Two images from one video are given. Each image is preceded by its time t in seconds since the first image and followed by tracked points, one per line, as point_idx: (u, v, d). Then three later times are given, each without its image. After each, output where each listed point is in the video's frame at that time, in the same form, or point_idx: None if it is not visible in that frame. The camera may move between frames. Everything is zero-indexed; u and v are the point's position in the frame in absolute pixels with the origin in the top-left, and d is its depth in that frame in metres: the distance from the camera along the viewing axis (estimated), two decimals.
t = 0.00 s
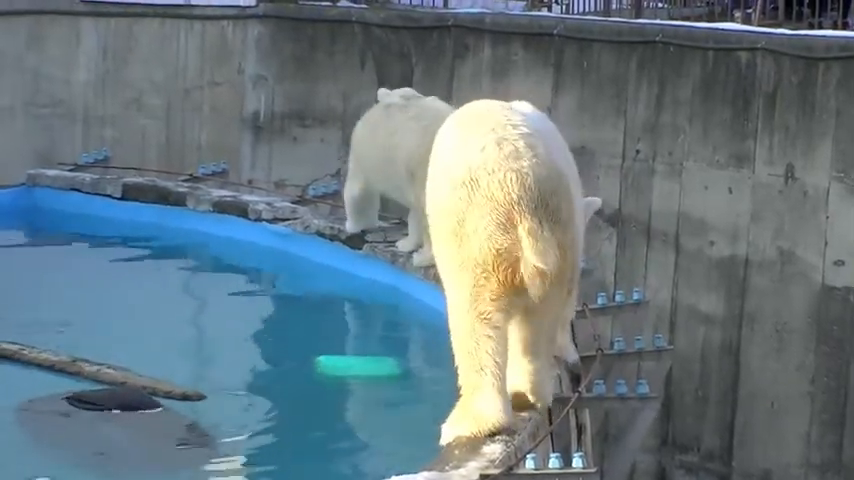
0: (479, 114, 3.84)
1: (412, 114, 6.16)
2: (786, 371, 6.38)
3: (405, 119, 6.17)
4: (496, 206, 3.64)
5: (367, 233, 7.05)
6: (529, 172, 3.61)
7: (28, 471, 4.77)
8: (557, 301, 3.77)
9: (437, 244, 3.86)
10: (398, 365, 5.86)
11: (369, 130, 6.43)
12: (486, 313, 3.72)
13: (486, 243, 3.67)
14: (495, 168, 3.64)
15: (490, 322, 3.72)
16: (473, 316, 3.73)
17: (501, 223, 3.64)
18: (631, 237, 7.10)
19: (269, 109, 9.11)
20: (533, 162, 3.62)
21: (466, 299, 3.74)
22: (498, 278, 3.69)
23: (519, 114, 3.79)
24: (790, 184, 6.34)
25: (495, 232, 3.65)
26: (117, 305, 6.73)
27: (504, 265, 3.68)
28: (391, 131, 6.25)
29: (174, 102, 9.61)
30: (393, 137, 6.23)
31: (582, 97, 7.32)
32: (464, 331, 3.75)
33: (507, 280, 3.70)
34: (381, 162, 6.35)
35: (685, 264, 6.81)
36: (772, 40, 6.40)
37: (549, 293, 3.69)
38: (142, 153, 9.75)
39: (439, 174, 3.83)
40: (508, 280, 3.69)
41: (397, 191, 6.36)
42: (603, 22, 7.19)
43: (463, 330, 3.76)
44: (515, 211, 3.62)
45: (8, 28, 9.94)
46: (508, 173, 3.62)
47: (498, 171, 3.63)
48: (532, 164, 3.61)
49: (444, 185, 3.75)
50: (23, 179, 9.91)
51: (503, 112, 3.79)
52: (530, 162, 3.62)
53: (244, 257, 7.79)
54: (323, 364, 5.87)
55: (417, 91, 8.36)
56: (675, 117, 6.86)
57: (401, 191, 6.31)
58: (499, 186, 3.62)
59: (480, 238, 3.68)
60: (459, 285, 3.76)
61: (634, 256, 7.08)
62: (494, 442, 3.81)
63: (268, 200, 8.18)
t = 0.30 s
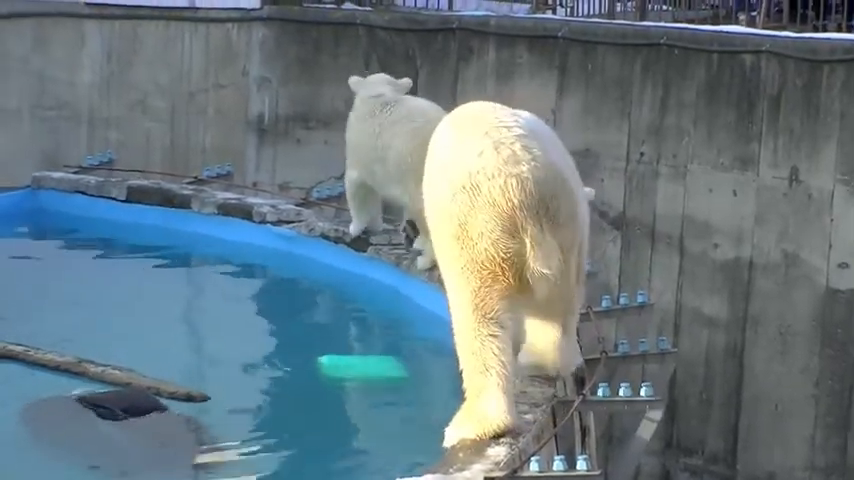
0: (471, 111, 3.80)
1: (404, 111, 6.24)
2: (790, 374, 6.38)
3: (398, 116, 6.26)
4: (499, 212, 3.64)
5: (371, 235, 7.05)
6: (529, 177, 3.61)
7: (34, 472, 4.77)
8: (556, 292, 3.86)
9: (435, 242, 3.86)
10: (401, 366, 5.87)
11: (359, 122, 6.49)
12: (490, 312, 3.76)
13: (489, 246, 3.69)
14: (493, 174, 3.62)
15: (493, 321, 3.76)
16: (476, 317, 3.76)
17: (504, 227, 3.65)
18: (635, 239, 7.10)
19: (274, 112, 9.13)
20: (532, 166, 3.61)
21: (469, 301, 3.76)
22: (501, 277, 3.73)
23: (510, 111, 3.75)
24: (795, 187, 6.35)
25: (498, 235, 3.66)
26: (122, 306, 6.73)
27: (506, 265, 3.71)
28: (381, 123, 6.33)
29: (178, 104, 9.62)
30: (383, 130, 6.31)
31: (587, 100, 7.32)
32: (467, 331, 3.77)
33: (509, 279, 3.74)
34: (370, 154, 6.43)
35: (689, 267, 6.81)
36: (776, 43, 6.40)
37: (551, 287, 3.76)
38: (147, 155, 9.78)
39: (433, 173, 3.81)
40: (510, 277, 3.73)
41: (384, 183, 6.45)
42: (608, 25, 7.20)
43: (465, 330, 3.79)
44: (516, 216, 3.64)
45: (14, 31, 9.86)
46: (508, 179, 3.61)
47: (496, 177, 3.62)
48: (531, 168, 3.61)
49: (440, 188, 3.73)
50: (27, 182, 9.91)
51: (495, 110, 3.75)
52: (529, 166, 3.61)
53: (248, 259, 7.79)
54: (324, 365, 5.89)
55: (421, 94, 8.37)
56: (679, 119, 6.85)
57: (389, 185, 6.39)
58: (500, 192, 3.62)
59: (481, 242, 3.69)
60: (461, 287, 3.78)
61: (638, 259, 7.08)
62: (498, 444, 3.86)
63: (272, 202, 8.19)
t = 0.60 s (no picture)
0: (475, 117, 3.82)
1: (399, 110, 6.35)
2: (794, 376, 6.38)
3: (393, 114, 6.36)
4: (499, 215, 3.64)
5: (374, 238, 7.05)
6: (530, 180, 3.60)
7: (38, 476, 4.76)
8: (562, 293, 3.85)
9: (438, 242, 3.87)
10: (404, 368, 5.87)
11: (357, 126, 6.61)
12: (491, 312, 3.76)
13: (491, 248, 3.69)
14: (494, 176, 3.62)
15: (493, 322, 3.76)
16: (478, 317, 3.76)
17: (506, 229, 3.66)
18: (639, 242, 7.10)
19: (278, 114, 9.12)
20: (532, 169, 3.61)
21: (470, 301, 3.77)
22: (503, 278, 3.73)
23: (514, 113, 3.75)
24: (798, 189, 6.34)
25: (499, 237, 3.67)
26: (125, 308, 6.73)
27: (508, 266, 3.71)
28: (379, 124, 6.43)
29: (182, 107, 9.63)
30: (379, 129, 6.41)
31: (590, 102, 7.32)
32: (469, 332, 3.78)
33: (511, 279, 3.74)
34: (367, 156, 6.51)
35: (693, 270, 6.81)
36: (781, 45, 6.40)
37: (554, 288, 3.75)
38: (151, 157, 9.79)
39: (440, 174, 3.83)
40: (512, 278, 3.74)
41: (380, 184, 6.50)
42: (611, 27, 7.20)
43: (466, 330, 3.79)
44: (517, 218, 3.64)
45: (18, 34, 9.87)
46: (509, 182, 3.61)
47: (496, 179, 3.62)
48: (531, 169, 3.61)
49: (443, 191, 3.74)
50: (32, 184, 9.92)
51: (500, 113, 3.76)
52: (529, 167, 3.60)
53: (251, 262, 7.80)
54: (325, 366, 5.90)
55: (425, 97, 8.37)
56: (683, 122, 6.85)
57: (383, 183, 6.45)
58: (501, 195, 3.62)
59: (483, 242, 3.69)
60: (463, 287, 3.78)
61: (642, 262, 7.08)
62: (501, 447, 3.90)
63: (275, 205, 8.18)
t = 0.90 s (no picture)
0: (483, 126, 3.95)
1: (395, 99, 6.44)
2: (799, 379, 6.37)
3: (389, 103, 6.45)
4: (508, 221, 3.78)
5: (377, 240, 7.09)
6: (538, 189, 3.77)
7: None
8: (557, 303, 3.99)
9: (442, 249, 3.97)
10: (407, 371, 5.88)
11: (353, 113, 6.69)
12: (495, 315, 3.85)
13: (497, 252, 3.81)
14: (504, 183, 3.77)
15: (497, 323, 3.84)
16: (480, 319, 3.84)
17: (513, 236, 3.79)
18: (644, 245, 7.09)
19: (282, 117, 9.13)
20: (541, 179, 3.78)
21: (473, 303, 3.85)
22: (508, 282, 3.84)
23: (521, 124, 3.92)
24: (803, 192, 6.34)
25: (506, 242, 3.79)
26: (129, 312, 6.73)
27: (514, 271, 3.83)
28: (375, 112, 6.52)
29: (187, 109, 9.64)
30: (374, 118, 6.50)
31: (595, 106, 7.32)
32: (471, 334, 3.85)
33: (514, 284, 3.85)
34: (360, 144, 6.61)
35: (697, 273, 6.81)
36: (785, 49, 6.40)
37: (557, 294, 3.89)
38: (155, 159, 9.79)
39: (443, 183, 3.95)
40: (517, 283, 3.85)
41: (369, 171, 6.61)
42: (616, 30, 7.20)
43: (468, 333, 3.87)
44: (525, 224, 3.79)
45: (23, 37, 9.84)
46: (518, 189, 3.76)
47: (507, 185, 3.77)
48: (542, 177, 3.78)
49: (452, 197, 3.86)
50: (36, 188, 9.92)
51: (508, 121, 3.92)
52: (540, 175, 3.77)
53: (255, 265, 7.80)
54: (328, 369, 5.90)
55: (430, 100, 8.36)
56: (688, 125, 6.85)
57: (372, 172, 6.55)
58: (509, 202, 3.76)
59: (490, 247, 3.81)
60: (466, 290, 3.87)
61: (647, 265, 7.08)
62: (505, 450, 3.91)
63: (280, 208, 8.18)
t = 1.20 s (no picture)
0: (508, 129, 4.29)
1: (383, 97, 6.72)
2: (800, 382, 6.41)
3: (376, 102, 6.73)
4: (514, 210, 4.09)
5: (380, 243, 7.02)
6: (544, 180, 4.06)
7: None
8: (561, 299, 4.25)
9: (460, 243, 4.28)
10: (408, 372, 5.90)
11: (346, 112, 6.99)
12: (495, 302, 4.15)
13: (502, 241, 4.11)
14: (513, 174, 4.09)
15: (495, 308, 4.12)
16: (482, 305, 4.13)
17: (518, 224, 4.09)
18: (646, 248, 7.09)
19: (284, 119, 9.18)
20: (549, 171, 4.08)
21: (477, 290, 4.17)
22: (510, 270, 4.13)
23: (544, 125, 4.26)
24: (805, 195, 6.35)
25: (510, 230, 4.10)
26: (131, 315, 6.71)
27: (516, 260, 4.11)
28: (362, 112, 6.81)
29: (189, 110, 9.64)
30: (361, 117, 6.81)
31: (597, 108, 7.31)
32: (472, 319, 4.14)
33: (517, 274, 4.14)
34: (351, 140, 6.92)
35: (700, 275, 6.81)
36: (787, 51, 6.39)
37: (557, 287, 4.16)
38: (157, 158, 9.82)
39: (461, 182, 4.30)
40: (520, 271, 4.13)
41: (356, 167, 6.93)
42: (618, 32, 7.18)
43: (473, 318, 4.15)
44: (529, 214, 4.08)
45: (25, 40, 9.88)
46: (525, 180, 4.08)
47: (518, 177, 4.08)
48: (551, 172, 4.09)
49: (470, 191, 4.20)
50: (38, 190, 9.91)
51: (528, 123, 4.26)
52: (549, 168, 4.08)
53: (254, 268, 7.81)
54: (330, 371, 5.92)
55: (431, 102, 8.36)
56: (689, 127, 6.84)
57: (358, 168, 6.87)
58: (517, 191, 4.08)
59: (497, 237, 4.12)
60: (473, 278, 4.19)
61: (649, 267, 7.08)
62: (506, 454, 3.92)
63: (282, 210, 8.16)
